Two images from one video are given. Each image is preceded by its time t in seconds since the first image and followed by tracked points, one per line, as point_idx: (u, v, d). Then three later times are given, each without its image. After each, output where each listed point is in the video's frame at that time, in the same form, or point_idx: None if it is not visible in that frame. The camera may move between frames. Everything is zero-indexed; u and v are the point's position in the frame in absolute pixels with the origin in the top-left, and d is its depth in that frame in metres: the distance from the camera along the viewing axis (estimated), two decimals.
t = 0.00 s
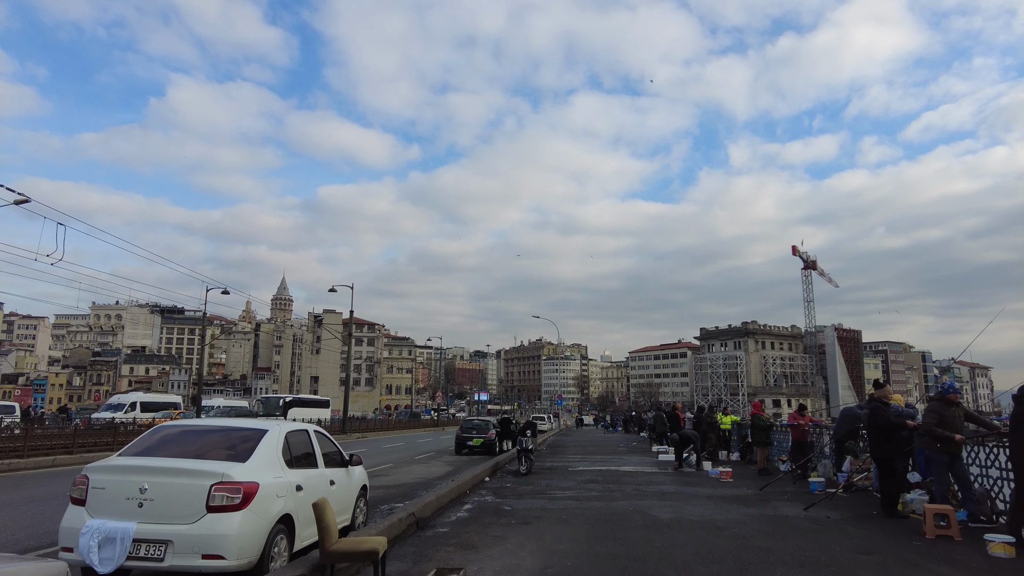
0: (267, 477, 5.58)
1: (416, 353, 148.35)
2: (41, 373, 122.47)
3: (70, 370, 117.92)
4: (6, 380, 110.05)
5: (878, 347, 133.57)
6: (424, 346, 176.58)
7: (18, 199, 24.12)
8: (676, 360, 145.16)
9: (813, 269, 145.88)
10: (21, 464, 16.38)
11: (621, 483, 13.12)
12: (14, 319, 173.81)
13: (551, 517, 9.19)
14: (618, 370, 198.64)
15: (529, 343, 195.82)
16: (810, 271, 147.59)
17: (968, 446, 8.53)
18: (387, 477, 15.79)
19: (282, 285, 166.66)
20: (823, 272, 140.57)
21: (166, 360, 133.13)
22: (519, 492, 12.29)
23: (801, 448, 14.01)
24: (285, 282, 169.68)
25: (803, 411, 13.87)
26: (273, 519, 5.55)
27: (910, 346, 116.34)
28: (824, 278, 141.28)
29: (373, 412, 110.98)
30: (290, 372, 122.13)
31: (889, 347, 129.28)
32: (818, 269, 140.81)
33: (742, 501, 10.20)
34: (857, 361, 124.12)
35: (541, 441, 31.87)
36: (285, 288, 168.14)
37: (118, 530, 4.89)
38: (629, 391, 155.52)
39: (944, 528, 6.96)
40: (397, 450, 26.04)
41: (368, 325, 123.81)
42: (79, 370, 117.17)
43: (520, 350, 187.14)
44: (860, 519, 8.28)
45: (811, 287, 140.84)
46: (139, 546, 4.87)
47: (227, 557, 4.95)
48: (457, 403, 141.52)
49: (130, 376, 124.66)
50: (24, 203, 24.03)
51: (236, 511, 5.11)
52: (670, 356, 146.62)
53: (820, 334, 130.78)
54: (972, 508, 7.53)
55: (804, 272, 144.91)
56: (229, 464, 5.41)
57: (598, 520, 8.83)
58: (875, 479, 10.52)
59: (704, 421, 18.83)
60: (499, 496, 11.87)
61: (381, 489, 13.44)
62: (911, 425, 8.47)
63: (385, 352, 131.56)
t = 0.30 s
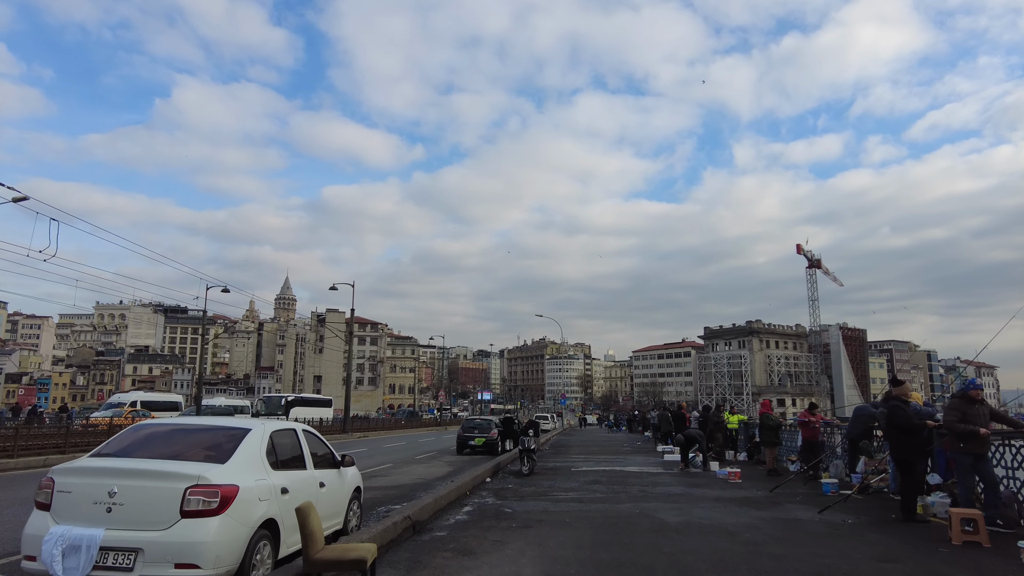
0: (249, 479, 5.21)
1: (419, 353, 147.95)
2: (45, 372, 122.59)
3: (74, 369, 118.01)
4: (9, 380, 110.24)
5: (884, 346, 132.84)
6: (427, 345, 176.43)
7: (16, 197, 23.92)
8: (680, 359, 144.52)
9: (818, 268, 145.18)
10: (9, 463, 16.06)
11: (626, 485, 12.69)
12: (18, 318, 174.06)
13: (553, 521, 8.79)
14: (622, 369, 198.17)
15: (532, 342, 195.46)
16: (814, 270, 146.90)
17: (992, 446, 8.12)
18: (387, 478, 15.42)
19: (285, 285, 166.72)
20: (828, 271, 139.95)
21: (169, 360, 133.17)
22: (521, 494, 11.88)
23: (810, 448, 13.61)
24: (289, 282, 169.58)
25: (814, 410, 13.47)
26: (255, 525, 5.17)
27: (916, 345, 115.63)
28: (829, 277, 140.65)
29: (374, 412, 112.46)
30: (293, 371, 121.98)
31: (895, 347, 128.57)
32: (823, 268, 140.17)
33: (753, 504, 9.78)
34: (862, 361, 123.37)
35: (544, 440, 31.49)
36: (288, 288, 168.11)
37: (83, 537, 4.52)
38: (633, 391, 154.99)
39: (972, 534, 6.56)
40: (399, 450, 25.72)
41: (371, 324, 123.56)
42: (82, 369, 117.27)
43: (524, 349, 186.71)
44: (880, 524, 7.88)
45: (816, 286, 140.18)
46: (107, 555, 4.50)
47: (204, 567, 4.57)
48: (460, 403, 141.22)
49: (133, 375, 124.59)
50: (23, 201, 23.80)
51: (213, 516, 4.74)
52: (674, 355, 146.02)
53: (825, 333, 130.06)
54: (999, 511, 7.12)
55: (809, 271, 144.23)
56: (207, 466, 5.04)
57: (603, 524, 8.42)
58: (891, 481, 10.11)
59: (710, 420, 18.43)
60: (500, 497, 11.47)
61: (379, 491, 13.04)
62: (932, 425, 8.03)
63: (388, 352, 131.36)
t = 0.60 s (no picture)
0: (225, 487, 4.85)
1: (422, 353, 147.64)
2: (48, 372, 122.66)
3: (77, 369, 118.02)
4: (12, 380, 110.29)
5: (888, 347, 132.09)
6: (429, 346, 176.08)
7: (15, 196, 23.69)
8: (683, 360, 143.85)
9: (822, 268, 144.38)
10: None
11: (630, 489, 12.28)
12: (22, 319, 174.30)
13: (555, 528, 8.39)
14: (625, 370, 197.55)
15: (535, 342, 194.93)
16: (818, 270, 146.14)
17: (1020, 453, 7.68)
18: (384, 481, 15.03)
19: (288, 285, 166.62)
20: (833, 271, 139.12)
21: (172, 360, 133.16)
22: (522, 499, 11.47)
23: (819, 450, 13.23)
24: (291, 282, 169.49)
25: (825, 411, 13.06)
26: (231, 536, 4.78)
27: (921, 345, 114.67)
28: (834, 277, 139.90)
29: (377, 412, 113.75)
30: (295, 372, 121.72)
31: (900, 348, 127.66)
32: (828, 268, 139.35)
33: (763, 510, 9.37)
34: (867, 361, 122.61)
35: (547, 441, 31.07)
36: (291, 288, 168.03)
37: (40, 552, 4.15)
38: (636, 391, 154.41)
39: (999, 546, 6.15)
40: (400, 452, 25.36)
41: (373, 324, 123.21)
42: (85, 369, 117.27)
43: (526, 350, 186.22)
44: (898, 534, 7.49)
45: (820, 286, 139.41)
46: (65, 570, 4.14)
47: None
48: (463, 404, 140.85)
49: (136, 375, 124.56)
50: (20, 198, 23.56)
51: (185, 528, 4.36)
52: (677, 356, 145.35)
53: (830, 333, 129.28)
54: None
55: (813, 271, 143.47)
56: (180, 473, 4.67)
57: (608, 532, 8.02)
58: (907, 486, 9.70)
59: (716, 421, 18.01)
60: (500, 502, 11.09)
61: (376, 495, 12.64)
62: (954, 431, 7.60)
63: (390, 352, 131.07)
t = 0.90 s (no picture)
0: (192, 488, 4.48)
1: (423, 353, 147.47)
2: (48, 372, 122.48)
3: (78, 370, 117.87)
4: (13, 380, 110.21)
5: (891, 346, 131.38)
6: (430, 346, 175.75)
7: (10, 194, 23.40)
8: (685, 360, 143.39)
9: (824, 268, 143.91)
10: None
11: (631, 490, 11.90)
12: (23, 320, 174.28)
13: (552, 532, 8.04)
14: (626, 370, 197.13)
15: (536, 343, 194.60)
16: (820, 270, 145.62)
17: None
18: (379, 481, 14.69)
19: (288, 286, 166.44)
20: (835, 271, 138.65)
21: (172, 360, 133.02)
22: (519, 500, 11.11)
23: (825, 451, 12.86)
24: (292, 282, 169.30)
25: (831, 411, 12.67)
26: (200, 541, 4.44)
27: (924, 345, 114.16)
28: (835, 276, 139.42)
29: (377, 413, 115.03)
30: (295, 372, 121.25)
31: (902, 348, 127.22)
32: (830, 268, 138.86)
33: (770, 512, 8.97)
34: (869, 362, 122.01)
35: (547, 441, 30.70)
36: (292, 288, 167.82)
37: None
38: (637, 391, 153.99)
39: None
40: (397, 452, 25.04)
41: (374, 325, 122.75)
42: (85, 369, 117.05)
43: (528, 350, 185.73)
44: (912, 538, 7.13)
45: (822, 286, 138.91)
46: None
47: None
48: (463, 404, 140.50)
49: (137, 375, 124.32)
50: (13, 196, 23.30)
51: (146, 533, 4.00)
52: (679, 356, 144.87)
53: (832, 333, 128.77)
54: None
55: (815, 271, 143.00)
56: (141, 473, 4.30)
57: (608, 536, 7.66)
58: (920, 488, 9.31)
59: (720, 421, 17.62)
60: (496, 504, 10.73)
61: (368, 497, 12.23)
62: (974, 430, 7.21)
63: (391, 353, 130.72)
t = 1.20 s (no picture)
0: (155, 500, 4.08)
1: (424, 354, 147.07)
2: (49, 373, 122.27)
3: (79, 371, 117.68)
4: (14, 381, 110.15)
5: (894, 347, 130.82)
6: (431, 347, 175.36)
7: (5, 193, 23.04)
8: (687, 361, 142.91)
9: (827, 268, 143.25)
10: None
11: (634, 495, 11.49)
12: (24, 321, 174.22)
13: (551, 542, 7.64)
14: (628, 371, 196.62)
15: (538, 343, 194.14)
16: (823, 270, 145.13)
17: None
18: (375, 486, 14.27)
19: (290, 287, 166.16)
20: (837, 271, 137.98)
21: (174, 361, 132.83)
22: (517, 507, 10.70)
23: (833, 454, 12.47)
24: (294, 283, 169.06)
25: (840, 413, 12.25)
26: (166, 557, 4.04)
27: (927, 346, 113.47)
28: (838, 277, 138.74)
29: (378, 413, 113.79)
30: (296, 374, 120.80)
31: (905, 348, 126.52)
32: (832, 268, 138.19)
33: (781, 520, 8.56)
34: (872, 363, 121.78)
35: (549, 443, 30.28)
36: (293, 290, 167.51)
37: None
38: (640, 392, 153.48)
39: None
40: (396, 454, 24.66)
41: (375, 325, 122.29)
42: (86, 371, 116.76)
43: (529, 350, 185.31)
44: (934, 548, 6.72)
45: (825, 287, 138.23)
46: None
47: None
48: (465, 405, 140.04)
49: (138, 377, 124.04)
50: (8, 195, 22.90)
51: (98, 552, 3.60)
52: (681, 356, 144.39)
53: (834, 334, 128.12)
54: None
55: (818, 271, 142.36)
56: (99, 485, 3.92)
57: (611, 546, 7.26)
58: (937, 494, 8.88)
59: (724, 423, 17.20)
60: (494, 510, 10.32)
61: (362, 503, 11.84)
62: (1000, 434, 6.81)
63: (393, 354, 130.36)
